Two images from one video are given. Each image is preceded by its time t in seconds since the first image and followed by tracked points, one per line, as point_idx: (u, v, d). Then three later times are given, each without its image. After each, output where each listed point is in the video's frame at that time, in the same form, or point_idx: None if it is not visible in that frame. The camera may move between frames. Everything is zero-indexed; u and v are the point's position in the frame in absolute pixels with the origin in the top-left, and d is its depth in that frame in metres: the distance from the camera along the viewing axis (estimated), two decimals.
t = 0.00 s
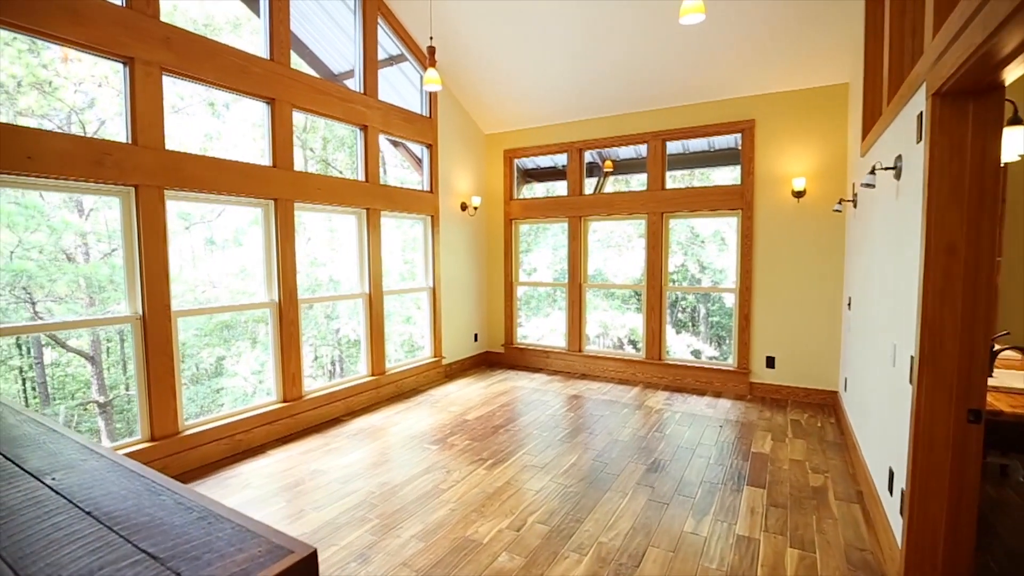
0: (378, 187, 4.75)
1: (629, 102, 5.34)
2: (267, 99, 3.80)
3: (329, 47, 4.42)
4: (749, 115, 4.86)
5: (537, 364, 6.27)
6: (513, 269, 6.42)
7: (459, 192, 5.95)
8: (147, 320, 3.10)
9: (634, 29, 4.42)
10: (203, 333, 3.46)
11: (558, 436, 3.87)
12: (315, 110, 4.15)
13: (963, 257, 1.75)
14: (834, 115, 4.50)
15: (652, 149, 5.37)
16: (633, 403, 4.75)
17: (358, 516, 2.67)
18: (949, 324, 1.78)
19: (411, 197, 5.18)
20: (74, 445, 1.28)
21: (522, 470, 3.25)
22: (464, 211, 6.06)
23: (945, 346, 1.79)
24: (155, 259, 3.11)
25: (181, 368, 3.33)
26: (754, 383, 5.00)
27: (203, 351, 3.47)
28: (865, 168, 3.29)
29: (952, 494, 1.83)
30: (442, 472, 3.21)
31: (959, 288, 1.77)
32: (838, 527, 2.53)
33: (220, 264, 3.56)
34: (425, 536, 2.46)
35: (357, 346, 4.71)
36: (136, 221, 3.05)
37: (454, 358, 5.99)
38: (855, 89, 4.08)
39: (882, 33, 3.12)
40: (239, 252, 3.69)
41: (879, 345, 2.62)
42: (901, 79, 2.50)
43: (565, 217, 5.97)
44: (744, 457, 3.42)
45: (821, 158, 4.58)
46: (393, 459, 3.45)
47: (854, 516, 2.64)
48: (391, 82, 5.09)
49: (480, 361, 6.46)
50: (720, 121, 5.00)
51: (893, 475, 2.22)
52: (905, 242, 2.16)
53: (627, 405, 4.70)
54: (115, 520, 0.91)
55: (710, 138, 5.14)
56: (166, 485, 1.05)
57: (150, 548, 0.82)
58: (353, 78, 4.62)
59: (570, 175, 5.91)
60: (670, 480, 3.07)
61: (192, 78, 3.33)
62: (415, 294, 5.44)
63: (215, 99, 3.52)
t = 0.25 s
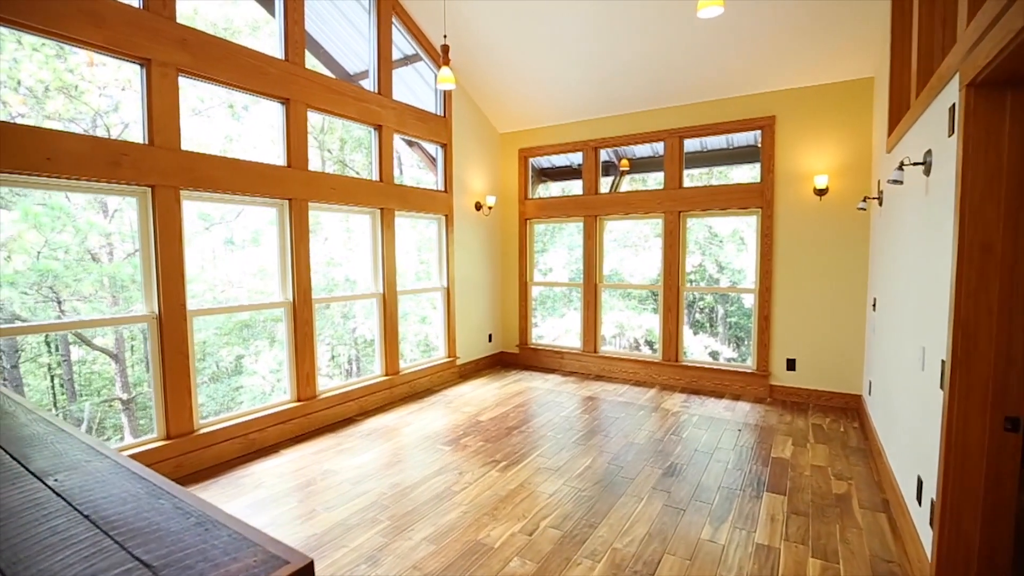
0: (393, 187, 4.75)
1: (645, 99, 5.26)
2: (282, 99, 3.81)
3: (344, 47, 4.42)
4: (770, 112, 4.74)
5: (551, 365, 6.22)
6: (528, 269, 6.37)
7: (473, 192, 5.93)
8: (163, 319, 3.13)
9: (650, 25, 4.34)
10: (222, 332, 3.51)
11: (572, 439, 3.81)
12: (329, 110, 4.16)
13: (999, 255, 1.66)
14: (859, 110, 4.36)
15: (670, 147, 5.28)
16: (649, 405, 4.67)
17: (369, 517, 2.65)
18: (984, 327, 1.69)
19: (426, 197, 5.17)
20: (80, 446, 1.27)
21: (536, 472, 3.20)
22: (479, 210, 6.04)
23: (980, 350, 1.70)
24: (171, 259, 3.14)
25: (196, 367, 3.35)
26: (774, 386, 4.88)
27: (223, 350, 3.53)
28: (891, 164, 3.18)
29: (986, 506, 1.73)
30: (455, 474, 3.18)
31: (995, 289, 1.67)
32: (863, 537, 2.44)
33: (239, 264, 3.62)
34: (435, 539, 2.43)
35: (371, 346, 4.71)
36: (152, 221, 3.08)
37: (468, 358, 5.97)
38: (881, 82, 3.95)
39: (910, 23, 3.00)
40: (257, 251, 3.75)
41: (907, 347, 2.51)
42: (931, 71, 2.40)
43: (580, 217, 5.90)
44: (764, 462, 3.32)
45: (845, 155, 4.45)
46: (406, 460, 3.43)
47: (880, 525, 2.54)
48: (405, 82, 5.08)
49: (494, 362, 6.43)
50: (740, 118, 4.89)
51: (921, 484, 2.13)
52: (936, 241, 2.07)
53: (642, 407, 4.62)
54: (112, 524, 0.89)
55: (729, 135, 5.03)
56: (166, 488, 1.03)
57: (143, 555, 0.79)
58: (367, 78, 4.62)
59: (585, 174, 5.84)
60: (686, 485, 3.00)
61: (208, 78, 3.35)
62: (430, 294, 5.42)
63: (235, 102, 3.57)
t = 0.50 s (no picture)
0: (401, 187, 4.74)
1: (656, 96, 5.19)
2: (290, 99, 3.81)
3: (353, 47, 4.41)
4: (784, 109, 4.66)
5: (561, 366, 6.17)
6: (537, 269, 6.33)
7: (482, 191, 5.90)
8: (171, 319, 3.14)
9: (661, 20, 4.28)
10: (235, 331, 3.54)
11: (581, 441, 3.77)
12: (338, 110, 4.15)
13: None
14: (876, 106, 4.26)
15: (681, 146, 5.21)
16: (660, 407, 4.61)
17: (375, 519, 2.63)
18: (1009, 330, 1.62)
19: (434, 196, 5.15)
20: (79, 448, 1.26)
21: (544, 475, 3.16)
22: (488, 210, 6.01)
23: (1005, 354, 1.63)
24: (180, 260, 3.15)
25: (204, 366, 3.36)
26: (788, 388, 4.80)
27: (236, 349, 3.56)
28: (910, 162, 3.09)
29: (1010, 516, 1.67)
30: (462, 476, 3.16)
31: (1021, 291, 1.60)
32: (880, 546, 2.36)
33: (251, 263, 3.64)
34: (441, 542, 2.40)
35: (379, 346, 4.70)
36: (161, 221, 3.09)
37: (477, 359, 5.94)
38: (899, 78, 3.85)
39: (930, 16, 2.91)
40: (268, 251, 3.76)
41: (927, 350, 2.44)
42: (953, 65, 2.32)
43: (590, 216, 5.85)
44: (777, 467, 3.25)
45: (861, 152, 4.35)
46: (413, 461, 3.41)
47: (897, 533, 2.46)
48: (414, 81, 5.07)
49: (503, 362, 6.40)
50: (753, 115, 4.81)
51: (941, 492, 2.06)
52: (958, 241, 2.00)
53: (653, 409, 4.56)
54: (103, 531, 0.87)
55: (742, 133, 4.95)
56: (161, 492, 1.01)
57: (131, 563, 0.77)
58: (375, 78, 4.61)
59: (595, 173, 5.79)
60: (697, 490, 2.94)
61: (216, 79, 3.36)
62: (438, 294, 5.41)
63: (247, 103, 3.59)
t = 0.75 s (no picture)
0: (406, 187, 4.72)
1: (663, 95, 5.15)
2: (295, 99, 3.81)
3: (359, 47, 4.41)
4: (793, 107, 4.60)
5: (567, 367, 6.14)
6: (544, 270, 6.31)
7: (488, 191, 5.89)
8: (177, 319, 3.15)
9: (668, 18, 4.23)
10: (243, 331, 3.57)
11: (587, 443, 3.73)
12: (344, 110, 4.15)
13: None
14: (888, 104, 4.19)
15: (689, 145, 5.16)
16: (667, 409, 4.56)
17: (378, 520, 2.62)
18: None
19: (440, 196, 5.14)
20: (78, 449, 1.25)
21: (549, 477, 3.14)
22: (494, 210, 5.99)
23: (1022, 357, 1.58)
24: (185, 260, 3.15)
25: (209, 366, 3.36)
26: (797, 390, 4.73)
27: (244, 349, 3.58)
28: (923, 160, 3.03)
29: None
30: (466, 477, 3.14)
31: None
32: (891, 552, 2.31)
33: (259, 263, 3.67)
34: (445, 545, 2.38)
35: (384, 347, 4.69)
36: (166, 222, 3.09)
37: (482, 359, 5.92)
38: (911, 75, 3.79)
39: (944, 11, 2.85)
40: (275, 251, 3.78)
41: (940, 353, 2.38)
42: (967, 61, 2.27)
43: (596, 216, 5.82)
44: (785, 470, 3.21)
45: (872, 151, 4.28)
46: (417, 462, 3.40)
47: (909, 539, 2.41)
48: (420, 81, 5.06)
49: (509, 363, 6.37)
50: (761, 114, 4.75)
51: (956, 498, 2.01)
52: (973, 241, 1.95)
53: (659, 411, 4.52)
54: (96, 536, 0.86)
55: (750, 132, 4.89)
56: (156, 495, 1.00)
57: (121, 570, 0.76)
58: (381, 79, 4.60)
59: (602, 173, 5.75)
60: (704, 494, 2.90)
61: (222, 79, 3.37)
62: (444, 294, 5.39)
63: (255, 104, 3.61)
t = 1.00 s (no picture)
0: (413, 187, 4.71)
1: (672, 94, 5.10)
2: (301, 100, 3.81)
3: (365, 47, 4.41)
4: (805, 105, 4.53)
5: (574, 368, 6.10)
6: (551, 270, 6.28)
7: (495, 191, 5.87)
8: (183, 320, 3.16)
9: (677, 15, 4.18)
10: (253, 330, 3.58)
11: (593, 445, 3.70)
12: (351, 110, 4.15)
13: None
14: (903, 101, 4.11)
15: (698, 144, 5.10)
16: (675, 411, 4.51)
17: (383, 523, 2.61)
18: None
19: (447, 196, 5.12)
20: (76, 453, 1.24)
21: (555, 480, 3.10)
22: (501, 210, 5.97)
23: None
24: (191, 261, 3.16)
25: (216, 366, 3.37)
26: (807, 393, 4.66)
27: (254, 347, 3.60)
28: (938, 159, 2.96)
29: None
30: (472, 479, 3.12)
31: None
32: (906, 561, 2.26)
33: (269, 263, 3.68)
34: (449, 548, 2.36)
35: (390, 347, 4.68)
36: (173, 222, 3.10)
37: (489, 360, 5.90)
38: (926, 71, 3.71)
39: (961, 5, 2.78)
40: (284, 251, 3.78)
41: (957, 356, 2.32)
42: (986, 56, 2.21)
43: (604, 216, 5.77)
44: (796, 475, 3.15)
45: (886, 149, 4.20)
46: (423, 463, 3.38)
47: (924, 548, 2.35)
48: (427, 81, 5.05)
49: (516, 364, 6.35)
50: (772, 112, 4.68)
51: (974, 506, 1.95)
52: (991, 242, 1.89)
53: (668, 413, 4.46)
54: (87, 544, 0.84)
55: (760, 131, 4.83)
56: (151, 502, 0.98)
57: None
58: (388, 79, 4.59)
59: (609, 173, 5.71)
60: (712, 498, 2.86)
61: (229, 80, 3.37)
62: (451, 295, 5.37)
63: (265, 105, 3.63)
